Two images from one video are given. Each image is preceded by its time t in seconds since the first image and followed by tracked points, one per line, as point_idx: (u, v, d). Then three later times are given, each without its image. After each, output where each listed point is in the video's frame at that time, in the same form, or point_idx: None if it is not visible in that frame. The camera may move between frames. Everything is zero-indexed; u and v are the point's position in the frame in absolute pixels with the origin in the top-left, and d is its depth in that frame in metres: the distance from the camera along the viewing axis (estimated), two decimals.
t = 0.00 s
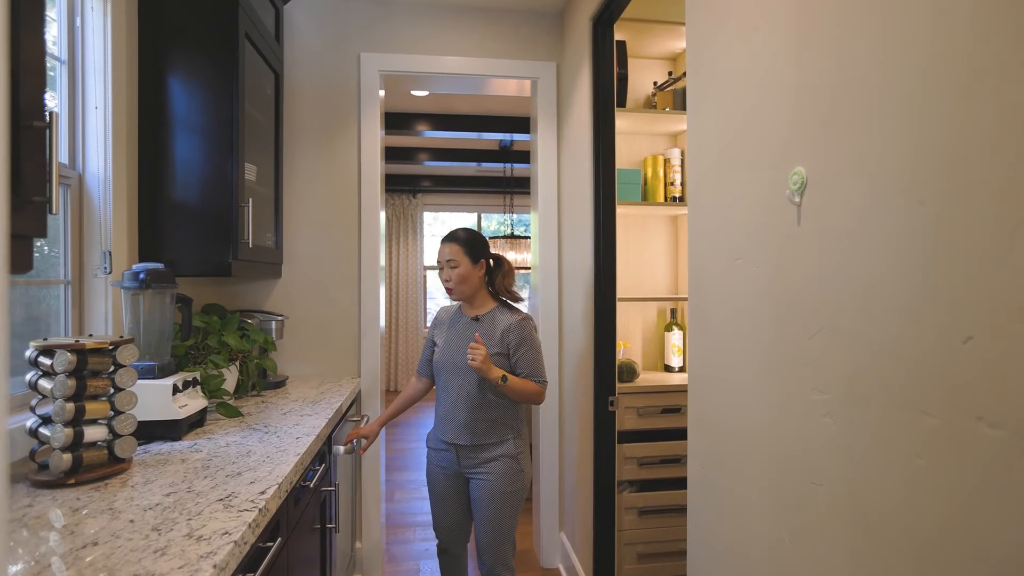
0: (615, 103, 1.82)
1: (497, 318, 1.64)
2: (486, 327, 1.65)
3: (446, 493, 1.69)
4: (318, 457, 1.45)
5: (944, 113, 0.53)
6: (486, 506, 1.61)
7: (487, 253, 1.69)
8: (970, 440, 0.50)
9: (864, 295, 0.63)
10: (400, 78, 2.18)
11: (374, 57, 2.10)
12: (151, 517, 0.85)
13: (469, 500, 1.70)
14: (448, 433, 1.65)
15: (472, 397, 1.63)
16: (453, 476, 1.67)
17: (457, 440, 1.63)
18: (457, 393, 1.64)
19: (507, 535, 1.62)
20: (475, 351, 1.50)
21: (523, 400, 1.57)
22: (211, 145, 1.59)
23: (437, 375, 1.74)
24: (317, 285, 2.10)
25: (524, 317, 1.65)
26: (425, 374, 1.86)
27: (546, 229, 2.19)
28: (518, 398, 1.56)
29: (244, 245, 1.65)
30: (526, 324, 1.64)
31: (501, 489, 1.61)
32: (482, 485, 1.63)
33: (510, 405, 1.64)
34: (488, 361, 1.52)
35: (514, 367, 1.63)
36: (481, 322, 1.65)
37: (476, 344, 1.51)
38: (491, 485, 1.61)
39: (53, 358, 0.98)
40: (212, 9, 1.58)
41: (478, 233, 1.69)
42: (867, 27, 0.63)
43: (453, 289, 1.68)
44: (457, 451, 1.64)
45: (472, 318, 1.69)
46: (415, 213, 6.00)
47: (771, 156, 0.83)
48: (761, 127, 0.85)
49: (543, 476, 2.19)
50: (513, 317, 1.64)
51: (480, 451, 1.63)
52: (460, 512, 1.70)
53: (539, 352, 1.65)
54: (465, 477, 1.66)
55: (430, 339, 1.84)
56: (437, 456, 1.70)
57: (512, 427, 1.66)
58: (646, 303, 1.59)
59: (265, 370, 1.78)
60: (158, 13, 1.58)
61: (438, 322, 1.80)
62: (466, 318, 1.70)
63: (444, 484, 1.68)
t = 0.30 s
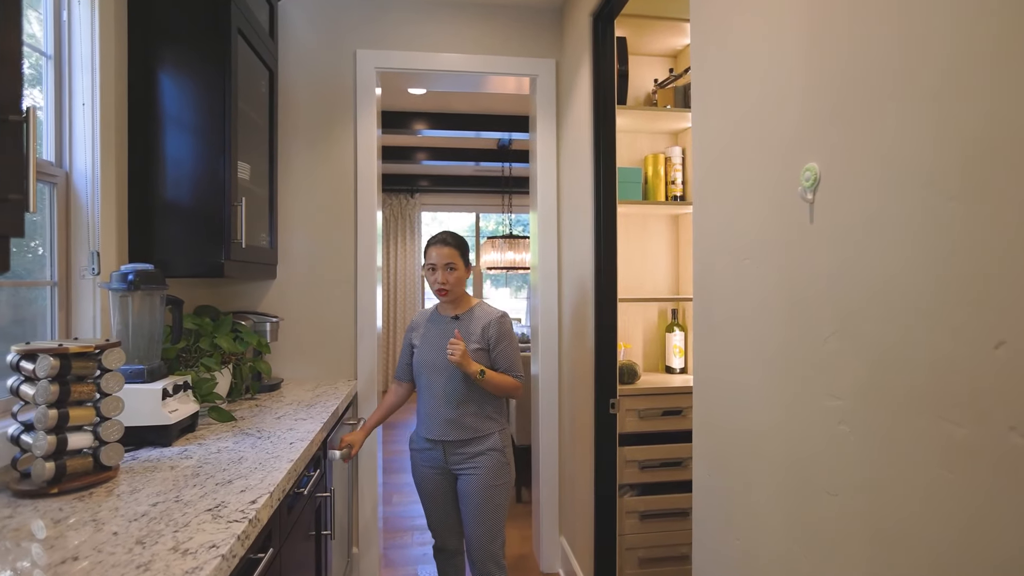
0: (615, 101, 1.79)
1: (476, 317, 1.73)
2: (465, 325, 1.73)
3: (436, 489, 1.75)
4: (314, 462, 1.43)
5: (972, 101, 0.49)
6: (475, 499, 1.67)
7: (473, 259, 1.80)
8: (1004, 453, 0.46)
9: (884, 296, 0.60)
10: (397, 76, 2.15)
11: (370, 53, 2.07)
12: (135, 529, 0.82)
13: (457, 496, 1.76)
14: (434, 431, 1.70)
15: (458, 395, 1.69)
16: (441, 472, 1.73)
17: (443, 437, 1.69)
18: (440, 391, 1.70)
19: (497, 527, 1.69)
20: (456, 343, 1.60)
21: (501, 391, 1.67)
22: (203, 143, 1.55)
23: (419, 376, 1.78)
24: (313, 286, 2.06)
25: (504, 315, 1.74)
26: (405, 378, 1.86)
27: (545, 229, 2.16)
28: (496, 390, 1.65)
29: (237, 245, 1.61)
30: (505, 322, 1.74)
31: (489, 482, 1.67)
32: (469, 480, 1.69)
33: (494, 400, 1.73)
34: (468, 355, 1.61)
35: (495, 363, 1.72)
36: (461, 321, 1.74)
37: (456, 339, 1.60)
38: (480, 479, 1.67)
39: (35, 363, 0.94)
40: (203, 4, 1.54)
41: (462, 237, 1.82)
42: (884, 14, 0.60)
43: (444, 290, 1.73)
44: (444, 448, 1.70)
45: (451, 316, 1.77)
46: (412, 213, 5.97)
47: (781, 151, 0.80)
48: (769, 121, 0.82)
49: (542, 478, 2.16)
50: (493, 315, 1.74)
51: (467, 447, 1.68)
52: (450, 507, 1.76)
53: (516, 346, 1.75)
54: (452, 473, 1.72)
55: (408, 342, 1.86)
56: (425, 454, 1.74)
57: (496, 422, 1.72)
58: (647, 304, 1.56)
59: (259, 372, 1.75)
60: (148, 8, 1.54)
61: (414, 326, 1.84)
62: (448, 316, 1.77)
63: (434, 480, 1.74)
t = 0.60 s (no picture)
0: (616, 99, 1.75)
1: (457, 316, 1.74)
2: (446, 325, 1.72)
3: (427, 490, 1.72)
4: (308, 467, 1.39)
5: (1004, 90, 0.46)
6: (467, 497, 1.66)
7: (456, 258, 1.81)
8: None
9: (908, 298, 0.56)
10: (394, 72, 2.11)
11: (366, 50, 2.03)
12: (116, 541, 0.78)
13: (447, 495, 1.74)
14: (424, 431, 1.67)
15: (447, 394, 1.67)
16: (432, 472, 1.70)
17: (434, 437, 1.66)
18: (428, 390, 1.68)
19: (490, 522, 1.68)
20: (439, 341, 1.60)
21: (486, 387, 1.68)
22: (195, 139, 1.51)
23: (405, 377, 1.75)
24: (308, 286, 2.03)
25: (486, 312, 1.76)
26: (391, 381, 1.83)
27: (544, 228, 2.13)
28: (480, 386, 1.67)
29: (230, 244, 1.58)
30: (487, 319, 1.75)
31: (480, 479, 1.66)
32: (460, 478, 1.67)
33: (481, 397, 1.72)
34: (449, 350, 1.62)
35: (479, 359, 1.73)
36: (444, 321, 1.73)
37: (439, 337, 1.60)
38: (471, 477, 1.66)
39: (14, 366, 0.90)
40: None
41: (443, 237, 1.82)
42: None
43: (432, 290, 1.70)
44: (434, 447, 1.67)
45: (433, 317, 1.74)
46: (411, 213, 5.93)
47: (792, 146, 0.76)
48: (779, 115, 0.79)
49: (541, 483, 2.12)
50: (474, 313, 1.76)
51: (458, 445, 1.67)
52: (440, 507, 1.73)
53: (500, 342, 1.77)
54: (442, 472, 1.70)
55: (390, 345, 1.83)
56: (414, 456, 1.71)
57: (485, 418, 1.72)
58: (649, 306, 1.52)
59: (252, 374, 1.71)
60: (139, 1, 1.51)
61: (394, 329, 1.80)
62: (428, 316, 1.74)
63: (426, 481, 1.71)
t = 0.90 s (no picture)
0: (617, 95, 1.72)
1: (451, 316, 1.71)
2: (440, 325, 1.69)
3: (424, 492, 1.68)
4: (302, 473, 1.36)
5: None
6: (466, 497, 1.62)
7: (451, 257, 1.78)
8: None
9: (932, 302, 0.53)
10: (390, 70, 2.08)
11: (362, 46, 2.00)
12: (96, 556, 0.74)
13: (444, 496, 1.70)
14: (420, 432, 1.64)
15: (444, 393, 1.64)
16: (428, 473, 1.66)
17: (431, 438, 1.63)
18: (423, 390, 1.65)
19: (489, 524, 1.65)
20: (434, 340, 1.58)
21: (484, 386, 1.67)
22: (187, 137, 1.48)
23: (397, 378, 1.71)
24: (303, 287, 1.99)
25: (479, 310, 1.74)
26: (384, 383, 1.78)
27: (544, 227, 2.09)
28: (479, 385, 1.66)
29: (222, 244, 1.54)
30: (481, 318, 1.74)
31: (479, 479, 1.63)
32: (458, 478, 1.64)
33: (478, 396, 1.70)
34: (446, 350, 1.60)
35: (475, 358, 1.71)
36: (438, 321, 1.69)
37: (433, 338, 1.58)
38: (470, 477, 1.63)
39: None
40: None
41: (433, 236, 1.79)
42: None
43: (437, 291, 1.67)
44: (431, 448, 1.64)
45: (427, 317, 1.71)
46: (409, 213, 5.89)
47: (803, 143, 0.73)
48: (788, 110, 0.76)
49: (541, 486, 2.09)
50: (468, 312, 1.74)
51: (456, 444, 1.64)
52: (438, 509, 1.70)
53: (495, 340, 1.75)
54: (439, 472, 1.67)
55: (381, 347, 1.78)
56: (409, 457, 1.67)
57: (480, 417, 1.70)
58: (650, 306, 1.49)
59: (245, 378, 1.68)
60: None
61: (385, 331, 1.75)
62: (422, 317, 1.71)
63: (423, 484, 1.67)
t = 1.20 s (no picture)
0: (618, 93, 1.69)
1: (453, 316, 1.69)
2: (442, 325, 1.66)
3: (427, 494, 1.65)
4: (297, 478, 1.33)
5: None
6: (473, 498, 1.60)
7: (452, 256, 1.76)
8: None
9: (955, 305, 0.49)
10: (388, 67, 2.05)
11: (359, 43, 1.97)
12: (80, 568, 0.71)
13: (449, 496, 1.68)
14: (424, 433, 1.61)
15: (448, 393, 1.62)
16: (433, 475, 1.64)
17: (436, 438, 1.60)
18: (428, 391, 1.62)
19: (495, 525, 1.63)
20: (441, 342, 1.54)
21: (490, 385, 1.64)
22: (180, 134, 1.45)
23: (398, 380, 1.68)
24: (299, 287, 1.96)
25: (480, 310, 1.73)
26: (382, 386, 1.75)
27: (544, 227, 2.06)
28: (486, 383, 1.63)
29: (216, 244, 1.51)
30: (482, 317, 1.73)
31: (486, 477, 1.62)
32: (465, 478, 1.62)
33: (481, 395, 1.69)
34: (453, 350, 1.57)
35: (479, 358, 1.70)
36: (440, 322, 1.67)
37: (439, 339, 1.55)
38: (478, 475, 1.61)
39: None
40: None
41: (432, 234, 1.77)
42: None
43: (436, 288, 1.64)
44: (436, 449, 1.61)
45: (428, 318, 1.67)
46: (407, 213, 5.86)
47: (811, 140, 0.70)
48: (796, 105, 0.73)
49: (541, 489, 2.06)
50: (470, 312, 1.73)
51: (463, 444, 1.62)
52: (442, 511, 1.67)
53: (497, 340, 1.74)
54: (445, 473, 1.65)
55: (380, 348, 1.74)
56: (413, 459, 1.64)
57: (485, 416, 1.68)
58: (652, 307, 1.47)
59: (241, 380, 1.65)
60: None
61: (383, 332, 1.71)
62: (422, 318, 1.67)
63: (427, 485, 1.64)
